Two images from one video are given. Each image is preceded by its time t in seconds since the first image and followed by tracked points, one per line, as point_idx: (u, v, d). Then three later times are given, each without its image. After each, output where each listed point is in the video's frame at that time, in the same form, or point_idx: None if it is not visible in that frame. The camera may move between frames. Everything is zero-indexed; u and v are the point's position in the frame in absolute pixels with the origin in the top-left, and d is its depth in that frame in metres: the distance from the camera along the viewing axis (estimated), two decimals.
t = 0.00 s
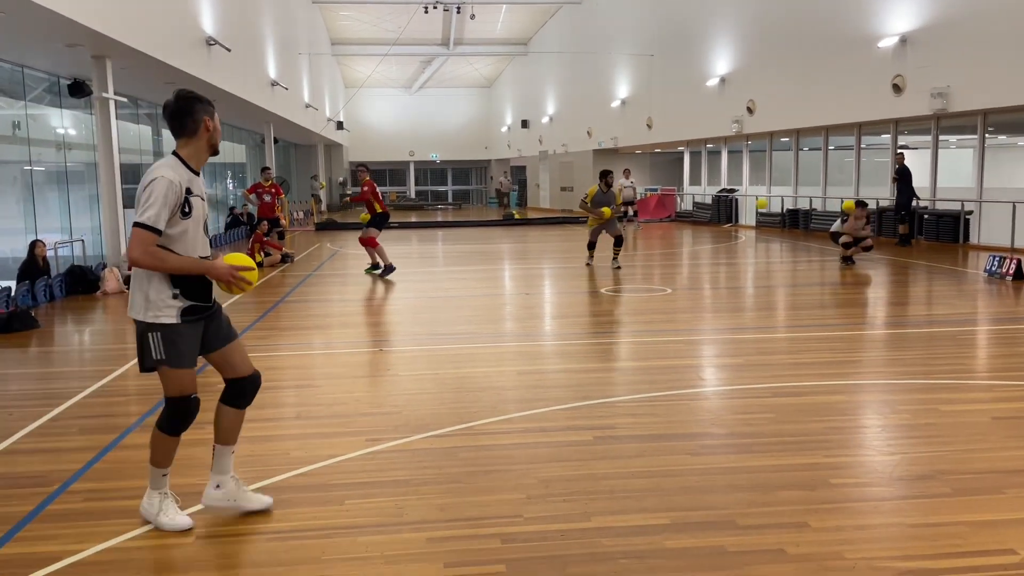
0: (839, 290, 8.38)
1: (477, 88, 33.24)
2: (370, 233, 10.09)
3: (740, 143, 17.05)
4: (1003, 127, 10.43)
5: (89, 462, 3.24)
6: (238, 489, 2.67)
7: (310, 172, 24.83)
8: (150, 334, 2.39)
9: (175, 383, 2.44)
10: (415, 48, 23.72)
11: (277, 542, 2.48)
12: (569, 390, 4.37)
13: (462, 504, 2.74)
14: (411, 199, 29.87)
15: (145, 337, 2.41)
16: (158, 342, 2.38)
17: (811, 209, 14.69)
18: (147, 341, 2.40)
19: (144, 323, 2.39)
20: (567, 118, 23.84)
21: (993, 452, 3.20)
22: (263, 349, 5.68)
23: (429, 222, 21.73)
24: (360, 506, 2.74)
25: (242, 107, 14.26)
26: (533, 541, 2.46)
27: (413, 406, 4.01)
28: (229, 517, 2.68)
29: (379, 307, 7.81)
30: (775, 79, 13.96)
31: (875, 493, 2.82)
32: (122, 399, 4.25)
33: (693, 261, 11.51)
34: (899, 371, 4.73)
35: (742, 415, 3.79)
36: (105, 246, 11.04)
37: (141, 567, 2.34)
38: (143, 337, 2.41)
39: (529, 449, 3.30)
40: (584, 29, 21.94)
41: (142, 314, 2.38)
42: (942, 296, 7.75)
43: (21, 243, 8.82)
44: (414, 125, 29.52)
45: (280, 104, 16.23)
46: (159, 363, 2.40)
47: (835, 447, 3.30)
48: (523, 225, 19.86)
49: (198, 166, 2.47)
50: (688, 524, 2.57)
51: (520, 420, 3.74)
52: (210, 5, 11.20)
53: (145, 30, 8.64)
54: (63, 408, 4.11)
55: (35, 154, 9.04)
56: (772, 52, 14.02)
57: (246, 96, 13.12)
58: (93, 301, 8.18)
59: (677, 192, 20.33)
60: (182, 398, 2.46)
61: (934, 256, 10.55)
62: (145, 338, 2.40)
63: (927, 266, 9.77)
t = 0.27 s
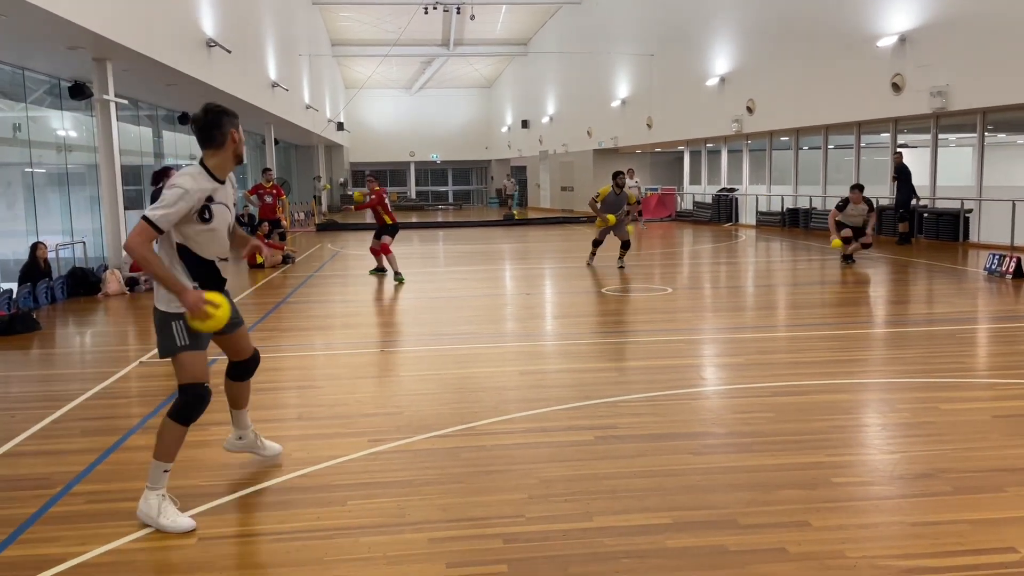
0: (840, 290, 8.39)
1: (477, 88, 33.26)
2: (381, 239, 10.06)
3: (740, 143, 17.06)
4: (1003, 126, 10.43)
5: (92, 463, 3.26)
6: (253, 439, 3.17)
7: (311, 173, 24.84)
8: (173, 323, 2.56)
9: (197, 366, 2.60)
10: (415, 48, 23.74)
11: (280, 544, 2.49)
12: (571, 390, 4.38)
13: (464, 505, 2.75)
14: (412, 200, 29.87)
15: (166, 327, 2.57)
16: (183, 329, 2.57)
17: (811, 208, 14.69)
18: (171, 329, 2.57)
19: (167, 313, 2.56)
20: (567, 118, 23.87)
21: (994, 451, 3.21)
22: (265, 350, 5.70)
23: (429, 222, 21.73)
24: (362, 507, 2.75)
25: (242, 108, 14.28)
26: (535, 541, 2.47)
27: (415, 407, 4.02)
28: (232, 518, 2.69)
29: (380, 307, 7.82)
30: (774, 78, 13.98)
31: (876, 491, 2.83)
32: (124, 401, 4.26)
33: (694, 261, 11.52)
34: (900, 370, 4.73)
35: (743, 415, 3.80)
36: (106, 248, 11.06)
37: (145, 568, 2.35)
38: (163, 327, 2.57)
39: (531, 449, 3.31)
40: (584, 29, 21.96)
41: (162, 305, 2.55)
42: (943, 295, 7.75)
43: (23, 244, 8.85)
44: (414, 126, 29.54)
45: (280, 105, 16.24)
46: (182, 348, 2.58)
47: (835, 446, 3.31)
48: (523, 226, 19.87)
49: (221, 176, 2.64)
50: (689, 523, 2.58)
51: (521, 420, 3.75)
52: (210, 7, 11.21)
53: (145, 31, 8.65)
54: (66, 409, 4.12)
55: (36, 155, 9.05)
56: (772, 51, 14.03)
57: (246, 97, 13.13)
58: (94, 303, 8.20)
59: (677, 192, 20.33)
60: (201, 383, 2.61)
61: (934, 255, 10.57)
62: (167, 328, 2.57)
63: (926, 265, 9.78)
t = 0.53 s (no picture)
0: (840, 291, 8.39)
1: (477, 90, 33.28)
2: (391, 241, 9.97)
3: (740, 144, 17.06)
4: (1003, 126, 10.44)
5: (93, 468, 3.25)
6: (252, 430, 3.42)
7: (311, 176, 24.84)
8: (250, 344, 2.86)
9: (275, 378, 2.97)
10: (415, 50, 23.75)
11: (281, 547, 2.48)
12: (571, 393, 4.38)
13: (466, 508, 2.74)
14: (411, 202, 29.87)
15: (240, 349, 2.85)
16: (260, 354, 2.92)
17: (812, 208, 14.68)
18: (247, 349, 2.87)
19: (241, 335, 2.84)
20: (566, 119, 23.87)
21: (995, 452, 3.20)
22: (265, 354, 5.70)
23: (429, 224, 21.73)
24: (363, 510, 2.74)
25: (242, 110, 14.28)
26: (537, 544, 2.46)
27: (415, 410, 4.02)
28: (234, 522, 2.68)
29: (381, 310, 7.83)
30: (774, 80, 13.98)
31: (878, 493, 2.82)
32: (124, 404, 4.26)
33: (694, 262, 11.52)
34: (901, 372, 4.73)
35: (744, 417, 3.79)
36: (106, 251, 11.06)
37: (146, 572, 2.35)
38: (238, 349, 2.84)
39: (532, 452, 3.30)
40: (583, 31, 21.97)
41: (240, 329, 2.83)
42: (943, 296, 7.75)
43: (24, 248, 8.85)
44: (413, 128, 29.54)
45: (280, 108, 16.25)
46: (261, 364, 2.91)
47: (837, 448, 3.30)
48: (523, 228, 19.88)
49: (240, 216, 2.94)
50: (691, 526, 2.57)
51: (522, 422, 3.75)
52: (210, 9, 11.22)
53: (144, 34, 8.65)
54: (66, 413, 4.12)
55: (35, 159, 9.05)
56: (771, 53, 14.03)
57: (246, 100, 13.13)
58: (95, 306, 8.19)
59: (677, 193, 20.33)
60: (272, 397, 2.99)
61: (935, 256, 10.56)
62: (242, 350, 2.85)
63: (927, 266, 9.78)
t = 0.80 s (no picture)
0: (845, 294, 8.40)
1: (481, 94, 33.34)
2: (387, 244, 9.96)
3: (744, 147, 17.07)
4: (1008, 128, 10.45)
5: (99, 471, 3.27)
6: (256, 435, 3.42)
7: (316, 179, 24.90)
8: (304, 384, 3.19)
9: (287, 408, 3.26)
10: (419, 54, 23.81)
11: (286, 549, 2.50)
12: (575, 396, 4.39)
13: (469, 511, 2.76)
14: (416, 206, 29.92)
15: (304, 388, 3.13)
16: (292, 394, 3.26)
17: (816, 211, 14.69)
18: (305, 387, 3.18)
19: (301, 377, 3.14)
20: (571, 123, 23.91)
21: (998, 456, 3.21)
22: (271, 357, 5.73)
23: (433, 227, 21.76)
24: (367, 513, 2.77)
25: (247, 115, 14.33)
26: (540, 547, 2.48)
27: (420, 413, 4.04)
28: (239, 525, 2.70)
29: (385, 313, 7.85)
30: (778, 83, 14.00)
31: (880, 496, 2.83)
32: (131, 408, 4.29)
33: (699, 265, 11.53)
34: (905, 375, 4.73)
35: (747, 420, 3.80)
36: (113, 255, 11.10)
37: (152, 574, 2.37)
38: (303, 388, 3.12)
39: (536, 456, 3.31)
40: (587, 34, 22.01)
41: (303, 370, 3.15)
42: (949, 299, 7.75)
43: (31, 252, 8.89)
44: (418, 132, 29.60)
45: (285, 112, 16.31)
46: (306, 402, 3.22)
47: (839, 451, 3.32)
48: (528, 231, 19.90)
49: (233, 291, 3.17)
50: (693, 529, 2.58)
51: (526, 426, 3.76)
52: (215, 14, 11.27)
53: (151, 39, 8.70)
54: (73, 417, 4.14)
55: (42, 164, 9.09)
56: (775, 55, 14.05)
57: (251, 104, 13.18)
58: (101, 310, 8.23)
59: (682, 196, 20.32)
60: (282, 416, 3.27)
61: (940, 258, 10.57)
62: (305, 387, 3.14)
63: (932, 268, 9.78)
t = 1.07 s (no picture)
0: (838, 296, 8.43)
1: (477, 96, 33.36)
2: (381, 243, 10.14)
3: (738, 150, 17.12)
4: (1001, 131, 10.51)
5: (93, 474, 3.27)
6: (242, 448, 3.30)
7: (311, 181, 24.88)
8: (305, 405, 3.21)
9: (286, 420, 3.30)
10: (414, 57, 23.82)
11: (278, 552, 2.51)
12: (569, 398, 4.40)
13: (462, 513, 2.77)
14: (411, 208, 29.92)
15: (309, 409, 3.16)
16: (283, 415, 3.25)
17: (810, 214, 14.73)
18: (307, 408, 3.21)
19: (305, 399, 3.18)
20: (566, 125, 23.93)
21: (989, 458, 3.23)
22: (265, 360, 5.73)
23: (429, 230, 21.76)
24: (360, 516, 2.77)
25: (242, 117, 14.33)
26: (533, 549, 2.49)
27: (414, 416, 4.05)
28: (232, 528, 2.71)
29: (380, 316, 7.85)
30: (772, 86, 14.04)
31: (871, 498, 2.85)
32: (125, 411, 4.29)
33: (693, 268, 11.54)
34: (897, 377, 4.75)
35: (740, 422, 3.82)
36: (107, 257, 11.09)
37: None
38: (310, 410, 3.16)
39: (529, 458, 3.33)
40: (582, 36, 22.05)
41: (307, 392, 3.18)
42: (942, 302, 7.77)
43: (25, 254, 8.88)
44: (414, 134, 29.61)
45: (280, 114, 16.30)
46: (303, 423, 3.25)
47: (831, 453, 3.33)
48: (523, 233, 19.92)
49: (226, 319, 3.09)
50: (685, 531, 2.60)
51: (519, 428, 3.77)
52: (210, 17, 11.26)
53: (145, 41, 8.69)
54: (67, 420, 4.14)
55: (36, 166, 9.08)
56: (769, 58, 14.10)
57: (246, 106, 13.17)
58: (95, 313, 8.22)
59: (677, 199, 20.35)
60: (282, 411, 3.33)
61: (933, 261, 10.61)
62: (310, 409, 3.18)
63: (925, 271, 9.80)
